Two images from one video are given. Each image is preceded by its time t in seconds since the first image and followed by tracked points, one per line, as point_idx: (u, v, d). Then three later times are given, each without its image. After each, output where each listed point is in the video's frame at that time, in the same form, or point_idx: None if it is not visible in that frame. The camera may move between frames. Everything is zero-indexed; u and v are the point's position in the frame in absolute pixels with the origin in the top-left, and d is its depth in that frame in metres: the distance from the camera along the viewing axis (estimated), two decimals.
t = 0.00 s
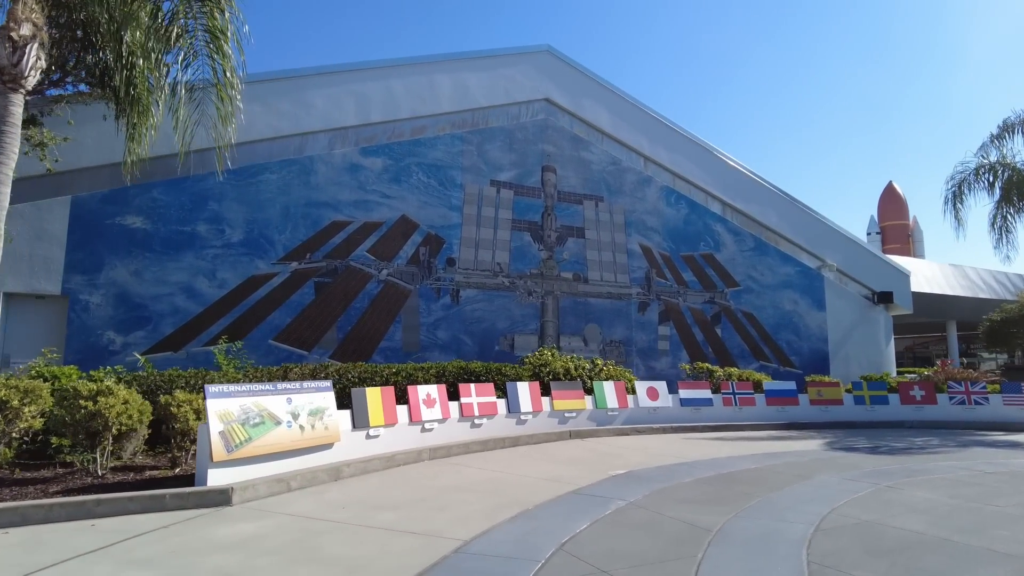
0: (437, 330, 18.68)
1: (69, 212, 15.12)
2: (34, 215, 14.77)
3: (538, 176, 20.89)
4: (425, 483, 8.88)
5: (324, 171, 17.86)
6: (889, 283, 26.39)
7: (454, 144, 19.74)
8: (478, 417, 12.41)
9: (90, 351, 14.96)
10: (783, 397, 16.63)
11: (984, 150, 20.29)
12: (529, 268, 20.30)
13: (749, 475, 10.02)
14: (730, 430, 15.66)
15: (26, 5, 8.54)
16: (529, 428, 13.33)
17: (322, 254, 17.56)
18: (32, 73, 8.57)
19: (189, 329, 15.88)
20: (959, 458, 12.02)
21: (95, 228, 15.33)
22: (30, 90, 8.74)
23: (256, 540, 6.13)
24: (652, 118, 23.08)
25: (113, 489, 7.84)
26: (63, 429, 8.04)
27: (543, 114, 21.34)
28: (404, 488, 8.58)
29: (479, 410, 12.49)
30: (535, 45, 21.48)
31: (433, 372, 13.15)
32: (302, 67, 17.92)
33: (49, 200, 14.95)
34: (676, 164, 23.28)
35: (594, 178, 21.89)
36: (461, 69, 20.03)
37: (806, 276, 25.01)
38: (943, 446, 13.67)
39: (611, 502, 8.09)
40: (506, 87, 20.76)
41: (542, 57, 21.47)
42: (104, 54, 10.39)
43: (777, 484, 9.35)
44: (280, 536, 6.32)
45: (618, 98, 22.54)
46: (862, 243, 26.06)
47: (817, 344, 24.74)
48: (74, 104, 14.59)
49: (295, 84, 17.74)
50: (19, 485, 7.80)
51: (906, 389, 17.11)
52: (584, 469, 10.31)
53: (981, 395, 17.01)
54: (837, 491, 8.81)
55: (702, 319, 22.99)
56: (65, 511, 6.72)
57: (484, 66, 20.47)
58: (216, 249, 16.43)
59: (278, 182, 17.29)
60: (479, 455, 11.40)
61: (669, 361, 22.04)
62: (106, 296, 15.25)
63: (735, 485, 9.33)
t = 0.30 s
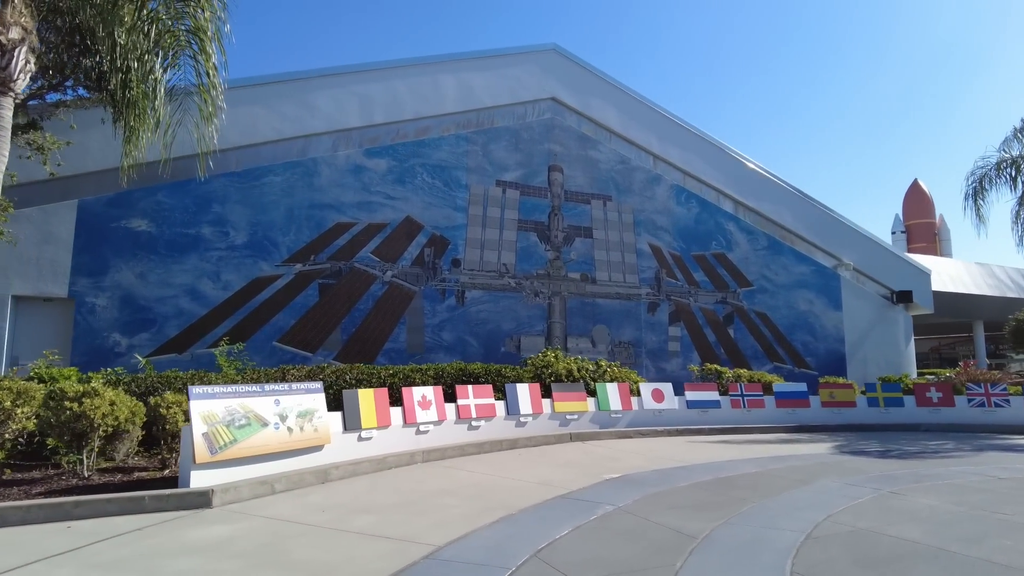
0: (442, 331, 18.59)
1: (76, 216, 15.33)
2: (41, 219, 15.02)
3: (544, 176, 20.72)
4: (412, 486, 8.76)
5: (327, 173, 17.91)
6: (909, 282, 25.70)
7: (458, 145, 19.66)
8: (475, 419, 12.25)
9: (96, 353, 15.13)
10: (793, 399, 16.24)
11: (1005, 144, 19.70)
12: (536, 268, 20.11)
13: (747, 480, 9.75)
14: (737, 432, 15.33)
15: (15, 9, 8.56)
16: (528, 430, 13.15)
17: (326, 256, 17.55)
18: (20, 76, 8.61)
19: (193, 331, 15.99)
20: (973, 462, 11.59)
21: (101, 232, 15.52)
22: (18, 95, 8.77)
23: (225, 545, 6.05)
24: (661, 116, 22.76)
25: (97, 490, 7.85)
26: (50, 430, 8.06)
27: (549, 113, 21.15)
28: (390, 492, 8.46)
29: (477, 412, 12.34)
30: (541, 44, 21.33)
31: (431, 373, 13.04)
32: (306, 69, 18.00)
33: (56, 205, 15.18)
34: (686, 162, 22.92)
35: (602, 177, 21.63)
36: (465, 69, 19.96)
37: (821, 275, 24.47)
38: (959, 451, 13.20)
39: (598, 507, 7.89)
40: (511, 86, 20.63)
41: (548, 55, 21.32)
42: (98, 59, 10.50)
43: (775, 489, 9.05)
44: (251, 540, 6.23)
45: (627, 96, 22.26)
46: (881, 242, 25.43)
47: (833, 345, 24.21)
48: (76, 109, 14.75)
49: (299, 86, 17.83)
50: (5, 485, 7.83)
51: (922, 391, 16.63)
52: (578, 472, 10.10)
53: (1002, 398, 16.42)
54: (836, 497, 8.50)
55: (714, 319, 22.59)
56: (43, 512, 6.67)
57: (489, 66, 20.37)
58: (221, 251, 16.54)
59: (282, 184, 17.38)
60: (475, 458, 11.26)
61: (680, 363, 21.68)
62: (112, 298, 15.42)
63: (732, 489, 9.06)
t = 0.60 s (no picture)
0: (446, 330, 18.48)
1: (80, 217, 15.46)
2: (47, 220, 15.17)
3: (550, 174, 20.48)
4: (398, 487, 8.63)
5: (330, 172, 17.87)
6: (927, 279, 25.07)
7: (463, 143, 19.50)
8: (472, 419, 12.07)
9: (100, 352, 15.25)
10: (804, 399, 15.82)
11: None
12: (542, 267, 19.90)
13: (745, 483, 9.44)
14: (744, 433, 14.97)
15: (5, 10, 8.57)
16: (527, 430, 12.95)
17: (329, 255, 17.50)
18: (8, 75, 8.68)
19: (197, 331, 16.07)
20: (987, 465, 11.14)
21: (105, 232, 15.64)
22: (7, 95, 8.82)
23: (193, 546, 5.96)
24: (670, 111, 22.39)
25: (79, 490, 7.82)
26: (34, 429, 8.07)
27: (555, 110, 20.92)
28: (374, 493, 8.33)
29: (473, 412, 12.15)
30: (547, 40, 21.10)
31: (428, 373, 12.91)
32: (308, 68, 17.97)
33: (61, 205, 15.31)
34: (696, 158, 22.55)
35: (610, 174, 21.34)
36: (470, 66, 19.80)
37: (837, 273, 23.94)
38: (974, 453, 12.74)
39: (583, 510, 7.68)
40: (517, 83, 20.43)
41: (554, 52, 21.09)
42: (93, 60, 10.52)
43: (772, 493, 8.75)
44: (220, 542, 6.13)
45: (635, 91, 21.94)
46: (898, 238, 24.83)
47: (848, 344, 23.67)
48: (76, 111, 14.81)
49: (302, 85, 17.80)
50: None
51: (938, 390, 16.13)
52: (571, 473, 9.89)
53: (1022, 398, 15.89)
54: (835, 501, 8.19)
55: (725, 318, 22.16)
56: (16, 512, 6.65)
57: (494, 63, 20.19)
58: (224, 251, 16.59)
59: (285, 183, 17.37)
60: (469, 458, 11.09)
61: (690, 362, 21.32)
62: (116, 298, 15.53)
63: (727, 493, 8.78)
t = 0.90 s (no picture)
0: (445, 331, 18.30)
1: (78, 219, 15.48)
2: (44, 222, 15.20)
3: (551, 172, 20.19)
4: (375, 493, 8.45)
5: (328, 172, 17.74)
6: (941, 277, 24.51)
7: (462, 141, 19.28)
8: (461, 422, 11.88)
9: (97, 354, 15.27)
10: (808, 402, 15.42)
11: None
12: (542, 266, 19.66)
13: (736, 490, 9.15)
14: (745, 437, 14.61)
15: None
16: (519, 433, 12.72)
17: (326, 255, 17.39)
18: None
19: (193, 332, 16.04)
20: (994, 472, 10.72)
21: (102, 234, 15.65)
22: None
23: (148, 557, 5.82)
24: (675, 108, 22.01)
25: (50, 495, 7.72)
26: (6, 433, 8.03)
27: (556, 107, 20.66)
28: (349, 499, 8.17)
29: (463, 415, 11.96)
30: (548, 37, 20.83)
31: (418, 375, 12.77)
32: (306, 68, 17.85)
33: (58, 208, 15.35)
34: (701, 155, 22.16)
35: (612, 172, 21.02)
36: (469, 64, 19.58)
37: (846, 271, 23.48)
38: (982, 459, 12.29)
39: (560, 519, 7.44)
40: (517, 81, 20.17)
41: (555, 48, 20.83)
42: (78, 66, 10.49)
43: (762, 501, 8.45)
44: (178, 552, 5.98)
45: (638, 87, 21.58)
46: (911, 236, 24.29)
47: (858, 344, 23.23)
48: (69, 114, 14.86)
49: (300, 85, 17.70)
50: None
51: (948, 393, 15.66)
52: (556, 479, 9.64)
53: None
54: (826, 510, 7.87)
55: (731, 318, 21.76)
56: None
57: (495, 60, 19.94)
58: (220, 252, 16.55)
59: (282, 184, 17.28)
60: (456, 463, 10.90)
61: (695, 363, 20.95)
62: (113, 300, 15.54)
63: (714, 501, 8.49)
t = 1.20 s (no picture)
0: (440, 334, 18.14)
1: (72, 223, 15.50)
2: (38, 226, 15.22)
3: (549, 173, 19.97)
4: (347, 502, 8.29)
5: (322, 174, 17.65)
6: (951, 277, 24.07)
7: (458, 142, 19.10)
8: (447, 428, 11.70)
9: (91, 358, 15.27)
10: (808, 406, 15.07)
11: None
12: (540, 268, 19.45)
13: (721, 499, 8.88)
14: (742, 442, 14.29)
15: None
16: (507, 439, 12.51)
17: (321, 258, 17.30)
18: None
19: (187, 336, 16.02)
20: (995, 481, 10.34)
21: (96, 238, 15.67)
22: None
23: (98, 570, 5.71)
24: (676, 106, 21.69)
25: (17, 504, 7.61)
26: None
27: (554, 107, 20.42)
28: (320, 508, 8.02)
29: (449, 420, 11.78)
30: (546, 36, 20.61)
31: (406, 380, 12.64)
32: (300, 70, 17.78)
33: (52, 212, 15.37)
34: (703, 154, 21.83)
35: (611, 172, 20.75)
36: (465, 64, 19.39)
37: (853, 272, 23.15)
38: (985, 466, 11.88)
39: (532, 530, 7.23)
40: (515, 81, 19.96)
41: (553, 48, 20.60)
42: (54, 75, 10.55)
43: (744, 512, 8.18)
44: (129, 565, 5.86)
45: (638, 86, 21.28)
46: (920, 235, 23.86)
47: (865, 345, 22.89)
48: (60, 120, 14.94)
49: (294, 87, 17.64)
50: None
51: (953, 397, 15.23)
52: (538, 487, 9.43)
53: None
54: (810, 523, 7.57)
55: (734, 320, 21.40)
56: None
57: (491, 60, 19.74)
58: (214, 256, 16.51)
59: (276, 187, 17.23)
60: (439, 470, 10.73)
61: (696, 366, 20.63)
62: (106, 304, 15.54)
63: (695, 512, 8.24)
